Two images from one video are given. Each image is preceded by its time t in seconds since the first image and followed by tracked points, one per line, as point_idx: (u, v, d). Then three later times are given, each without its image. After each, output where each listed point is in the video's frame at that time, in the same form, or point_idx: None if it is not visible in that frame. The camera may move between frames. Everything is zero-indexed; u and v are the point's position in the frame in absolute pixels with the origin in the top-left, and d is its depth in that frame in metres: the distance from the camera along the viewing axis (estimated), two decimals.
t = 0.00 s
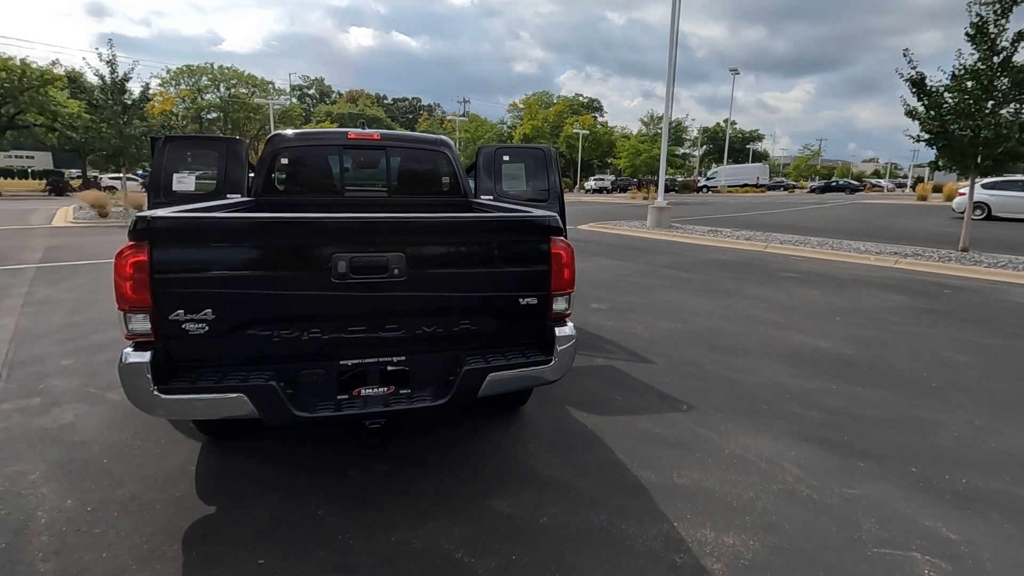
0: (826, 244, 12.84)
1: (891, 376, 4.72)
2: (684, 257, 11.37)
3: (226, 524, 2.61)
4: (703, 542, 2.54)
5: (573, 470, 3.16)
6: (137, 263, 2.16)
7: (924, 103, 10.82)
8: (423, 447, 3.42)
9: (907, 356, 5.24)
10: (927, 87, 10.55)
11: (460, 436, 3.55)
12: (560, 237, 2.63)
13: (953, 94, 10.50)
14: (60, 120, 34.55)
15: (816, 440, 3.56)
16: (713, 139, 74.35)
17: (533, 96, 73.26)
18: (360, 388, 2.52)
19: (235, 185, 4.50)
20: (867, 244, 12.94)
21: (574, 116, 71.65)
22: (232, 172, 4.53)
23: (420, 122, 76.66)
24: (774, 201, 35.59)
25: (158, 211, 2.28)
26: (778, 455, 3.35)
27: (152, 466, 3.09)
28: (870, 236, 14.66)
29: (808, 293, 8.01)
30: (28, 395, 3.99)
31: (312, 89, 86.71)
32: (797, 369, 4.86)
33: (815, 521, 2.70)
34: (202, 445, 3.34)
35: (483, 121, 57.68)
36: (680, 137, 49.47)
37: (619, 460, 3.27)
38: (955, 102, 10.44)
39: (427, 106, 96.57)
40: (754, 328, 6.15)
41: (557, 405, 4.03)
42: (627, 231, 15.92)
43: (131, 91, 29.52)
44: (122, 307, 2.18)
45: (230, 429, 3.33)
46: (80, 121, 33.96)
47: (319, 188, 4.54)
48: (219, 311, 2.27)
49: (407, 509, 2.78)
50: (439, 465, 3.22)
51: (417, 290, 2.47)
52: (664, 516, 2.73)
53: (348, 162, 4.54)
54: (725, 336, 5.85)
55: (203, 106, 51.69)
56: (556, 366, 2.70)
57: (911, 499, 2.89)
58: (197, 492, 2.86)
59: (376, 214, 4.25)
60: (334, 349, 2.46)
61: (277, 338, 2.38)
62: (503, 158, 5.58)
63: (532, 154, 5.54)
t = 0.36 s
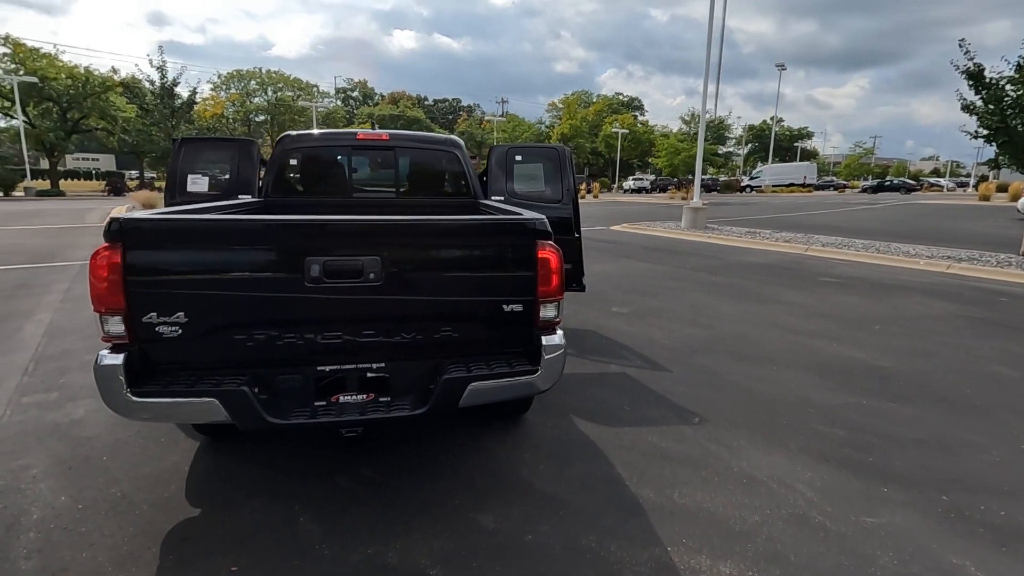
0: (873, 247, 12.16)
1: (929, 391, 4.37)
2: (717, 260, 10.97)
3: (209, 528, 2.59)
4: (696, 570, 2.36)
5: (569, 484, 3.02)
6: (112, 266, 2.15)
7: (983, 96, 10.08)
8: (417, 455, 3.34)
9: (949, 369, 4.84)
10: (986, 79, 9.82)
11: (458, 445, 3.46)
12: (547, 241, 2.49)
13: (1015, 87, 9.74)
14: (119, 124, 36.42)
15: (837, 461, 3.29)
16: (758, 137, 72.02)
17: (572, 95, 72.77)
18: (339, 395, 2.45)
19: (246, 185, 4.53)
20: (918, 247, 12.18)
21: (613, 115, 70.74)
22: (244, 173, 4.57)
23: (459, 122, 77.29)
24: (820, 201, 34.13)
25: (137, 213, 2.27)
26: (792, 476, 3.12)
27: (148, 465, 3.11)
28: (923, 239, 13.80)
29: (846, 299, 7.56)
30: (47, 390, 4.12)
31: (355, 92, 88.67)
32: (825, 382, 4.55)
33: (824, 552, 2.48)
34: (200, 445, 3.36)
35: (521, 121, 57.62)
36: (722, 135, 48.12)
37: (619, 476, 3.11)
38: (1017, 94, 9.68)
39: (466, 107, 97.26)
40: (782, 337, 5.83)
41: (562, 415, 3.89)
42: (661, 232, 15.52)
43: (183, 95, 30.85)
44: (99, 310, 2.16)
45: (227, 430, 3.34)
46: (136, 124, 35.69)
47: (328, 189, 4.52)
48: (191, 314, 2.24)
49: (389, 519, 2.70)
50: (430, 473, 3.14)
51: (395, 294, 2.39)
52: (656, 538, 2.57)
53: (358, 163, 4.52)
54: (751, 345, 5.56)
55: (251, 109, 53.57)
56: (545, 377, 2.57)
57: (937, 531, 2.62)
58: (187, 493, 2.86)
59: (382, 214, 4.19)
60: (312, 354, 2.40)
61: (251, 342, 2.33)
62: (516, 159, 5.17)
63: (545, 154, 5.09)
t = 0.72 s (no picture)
0: (919, 251, 11.48)
1: (961, 406, 4.04)
2: (748, 263, 10.57)
3: (184, 525, 2.60)
4: None
5: (553, 494, 2.91)
6: (81, 261, 2.17)
7: None
8: (404, 456, 3.28)
9: (987, 384, 4.47)
10: None
11: (446, 447, 3.37)
12: (524, 242, 2.40)
13: None
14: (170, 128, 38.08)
15: (848, 481, 3.05)
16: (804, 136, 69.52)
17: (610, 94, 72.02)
18: (309, 396, 2.41)
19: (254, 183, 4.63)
20: (970, 251, 11.43)
21: (652, 114, 69.63)
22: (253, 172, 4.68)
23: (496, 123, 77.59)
24: (868, 203, 32.61)
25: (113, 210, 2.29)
26: (793, 495, 2.91)
27: (139, 458, 3.16)
28: (977, 242, 12.94)
29: (881, 306, 7.14)
30: (61, 382, 4.27)
31: (395, 94, 90.23)
32: (847, 394, 4.26)
33: None
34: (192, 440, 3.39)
35: (557, 121, 57.35)
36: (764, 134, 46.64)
37: (608, 487, 2.96)
38: None
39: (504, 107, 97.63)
40: (806, 344, 5.52)
41: (558, 421, 3.76)
42: (693, 233, 15.10)
43: (231, 99, 32.16)
44: (70, 306, 2.19)
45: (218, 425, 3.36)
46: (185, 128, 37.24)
47: (333, 188, 4.56)
48: (158, 312, 2.25)
49: (363, 523, 2.64)
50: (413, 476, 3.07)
51: (362, 294, 2.34)
52: (635, 557, 2.43)
53: (361, 162, 4.53)
54: (771, 352, 5.29)
55: (295, 112, 55.18)
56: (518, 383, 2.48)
57: (948, 562, 2.39)
58: (170, 488, 2.88)
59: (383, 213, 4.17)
60: (281, 354, 2.37)
61: (218, 341, 2.32)
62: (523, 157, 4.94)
63: (554, 152, 4.85)
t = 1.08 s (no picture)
0: (962, 256, 10.86)
1: (990, 423, 3.75)
2: (776, 266, 10.19)
3: (165, 522, 2.61)
4: None
5: (535, 504, 2.82)
6: (57, 260, 2.21)
7: None
8: (391, 457, 3.25)
9: None
10: None
11: (435, 451, 3.32)
12: (501, 245, 2.32)
13: None
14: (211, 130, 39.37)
15: (854, 501, 2.86)
16: (847, 135, 67.08)
17: (644, 94, 71.08)
18: (283, 399, 2.40)
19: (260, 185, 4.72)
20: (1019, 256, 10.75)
21: (687, 113, 68.37)
22: (261, 172, 4.80)
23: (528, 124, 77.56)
24: (914, 204, 31.17)
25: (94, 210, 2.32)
26: (791, 515, 2.74)
27: (134, 454, 3.21)
28: None
29: (914, 313, 6.76)
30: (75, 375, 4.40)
31: (429, 95, 91.28)
32: (864, 407, 4.02)
33: None
34: (187, 437, 3.43)
35: (589, 121, 56.88)
36: (804, 133, 45.17)
37: (594, 499, 2.85)
38: None
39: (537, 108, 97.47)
40: (827, 353, 5.25)
41: (553, 428, 3.67)
42: (722, 235, 14.70)
43: (268, 102, 33.01)
44: (50, 304, 2.22)
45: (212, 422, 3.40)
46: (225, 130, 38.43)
47: (337, 189, 4.57)
48: (132, 312, 2.27)
49: (339, 527, 2.61)
50: (397, 478, 3.03)
51: (333, 296, 2.31)
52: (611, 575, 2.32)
53: (365, 163, 4.53)
54: (788, 360, 5.05)
55: (331, 114, 56.39)
56: (494, 390, 2.41)
57: None
58: (157, 484, 2.91)
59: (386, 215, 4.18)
60: (254, 355, 2.36)
61: (192, 341, 2.32)
62: (527, 158, 4.79)
63: (560, 153, 4.70)
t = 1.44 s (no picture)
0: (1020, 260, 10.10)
1: None
2: (812, 269, 9.71)
3: (140, 519, 2.61)
4: None
5: (515, 516, 2.69)
6: (25, 256, 2.22)
7: None
8: (377, 460, 3.17)
9: None
10: None
11: (422, 455, 3.23)
12: (472, 245, 2.22)
13: None
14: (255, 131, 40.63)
15: (864, 527, 2.62)
16: (901, 131, 63.92)
17: (684, 91, 69.61)
18: (250, 400, 2.35)
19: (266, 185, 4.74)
20: None
21: (728, 111, 66.57)
22: (266, 171, 4.85)
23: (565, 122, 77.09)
24: (972, 205, 29.37)
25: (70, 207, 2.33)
26: (791, 540, 2.53)
27: (126, 448, 3.24)
28: None
29: (958, 321, 6.28)
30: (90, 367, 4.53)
31: (467, 95, 91.84)
32: (889, 422, 3.72)
33: None
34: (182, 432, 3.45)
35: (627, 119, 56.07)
36: (853, 130, 43.26)
37: (578, 514, 2.70)
38: None
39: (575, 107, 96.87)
40: (855, 363, 4.92)
41: (548, 436, 3.52)
42: (757, 236, 14.15)
43: (308, 103, 33.81)
44: (23, 302, 2.23)
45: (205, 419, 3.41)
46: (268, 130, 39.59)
47: (340, 188, 4.53)
48: (101, 309, 2.26)
49: (310, 532, 2.55)
50: (378, 482, 2.96)
51: (297, 295, 2.24)
52: None
53: (369, 161, 4.48)
54: (810, 369, 4.75)
55: (370, 115, 57.43)
56: (462, 397, 2.29)
57: None
58: (141, 479, 2.92)
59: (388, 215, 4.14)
60: (221, 354, 2.32)
61: (159, 339, 2.30)
62: (534, 155, 4.58)
63: (569, 150, 4.55)
